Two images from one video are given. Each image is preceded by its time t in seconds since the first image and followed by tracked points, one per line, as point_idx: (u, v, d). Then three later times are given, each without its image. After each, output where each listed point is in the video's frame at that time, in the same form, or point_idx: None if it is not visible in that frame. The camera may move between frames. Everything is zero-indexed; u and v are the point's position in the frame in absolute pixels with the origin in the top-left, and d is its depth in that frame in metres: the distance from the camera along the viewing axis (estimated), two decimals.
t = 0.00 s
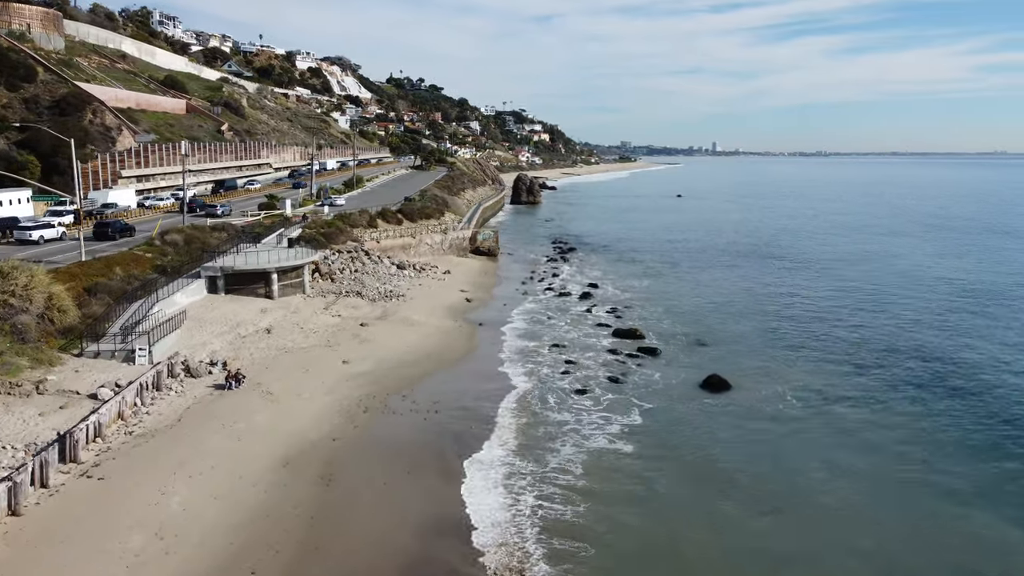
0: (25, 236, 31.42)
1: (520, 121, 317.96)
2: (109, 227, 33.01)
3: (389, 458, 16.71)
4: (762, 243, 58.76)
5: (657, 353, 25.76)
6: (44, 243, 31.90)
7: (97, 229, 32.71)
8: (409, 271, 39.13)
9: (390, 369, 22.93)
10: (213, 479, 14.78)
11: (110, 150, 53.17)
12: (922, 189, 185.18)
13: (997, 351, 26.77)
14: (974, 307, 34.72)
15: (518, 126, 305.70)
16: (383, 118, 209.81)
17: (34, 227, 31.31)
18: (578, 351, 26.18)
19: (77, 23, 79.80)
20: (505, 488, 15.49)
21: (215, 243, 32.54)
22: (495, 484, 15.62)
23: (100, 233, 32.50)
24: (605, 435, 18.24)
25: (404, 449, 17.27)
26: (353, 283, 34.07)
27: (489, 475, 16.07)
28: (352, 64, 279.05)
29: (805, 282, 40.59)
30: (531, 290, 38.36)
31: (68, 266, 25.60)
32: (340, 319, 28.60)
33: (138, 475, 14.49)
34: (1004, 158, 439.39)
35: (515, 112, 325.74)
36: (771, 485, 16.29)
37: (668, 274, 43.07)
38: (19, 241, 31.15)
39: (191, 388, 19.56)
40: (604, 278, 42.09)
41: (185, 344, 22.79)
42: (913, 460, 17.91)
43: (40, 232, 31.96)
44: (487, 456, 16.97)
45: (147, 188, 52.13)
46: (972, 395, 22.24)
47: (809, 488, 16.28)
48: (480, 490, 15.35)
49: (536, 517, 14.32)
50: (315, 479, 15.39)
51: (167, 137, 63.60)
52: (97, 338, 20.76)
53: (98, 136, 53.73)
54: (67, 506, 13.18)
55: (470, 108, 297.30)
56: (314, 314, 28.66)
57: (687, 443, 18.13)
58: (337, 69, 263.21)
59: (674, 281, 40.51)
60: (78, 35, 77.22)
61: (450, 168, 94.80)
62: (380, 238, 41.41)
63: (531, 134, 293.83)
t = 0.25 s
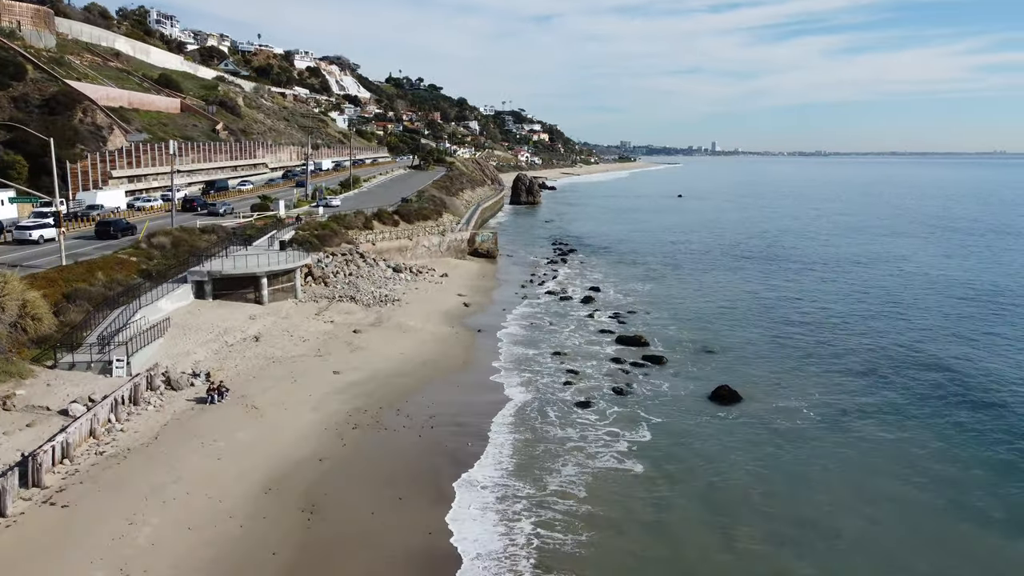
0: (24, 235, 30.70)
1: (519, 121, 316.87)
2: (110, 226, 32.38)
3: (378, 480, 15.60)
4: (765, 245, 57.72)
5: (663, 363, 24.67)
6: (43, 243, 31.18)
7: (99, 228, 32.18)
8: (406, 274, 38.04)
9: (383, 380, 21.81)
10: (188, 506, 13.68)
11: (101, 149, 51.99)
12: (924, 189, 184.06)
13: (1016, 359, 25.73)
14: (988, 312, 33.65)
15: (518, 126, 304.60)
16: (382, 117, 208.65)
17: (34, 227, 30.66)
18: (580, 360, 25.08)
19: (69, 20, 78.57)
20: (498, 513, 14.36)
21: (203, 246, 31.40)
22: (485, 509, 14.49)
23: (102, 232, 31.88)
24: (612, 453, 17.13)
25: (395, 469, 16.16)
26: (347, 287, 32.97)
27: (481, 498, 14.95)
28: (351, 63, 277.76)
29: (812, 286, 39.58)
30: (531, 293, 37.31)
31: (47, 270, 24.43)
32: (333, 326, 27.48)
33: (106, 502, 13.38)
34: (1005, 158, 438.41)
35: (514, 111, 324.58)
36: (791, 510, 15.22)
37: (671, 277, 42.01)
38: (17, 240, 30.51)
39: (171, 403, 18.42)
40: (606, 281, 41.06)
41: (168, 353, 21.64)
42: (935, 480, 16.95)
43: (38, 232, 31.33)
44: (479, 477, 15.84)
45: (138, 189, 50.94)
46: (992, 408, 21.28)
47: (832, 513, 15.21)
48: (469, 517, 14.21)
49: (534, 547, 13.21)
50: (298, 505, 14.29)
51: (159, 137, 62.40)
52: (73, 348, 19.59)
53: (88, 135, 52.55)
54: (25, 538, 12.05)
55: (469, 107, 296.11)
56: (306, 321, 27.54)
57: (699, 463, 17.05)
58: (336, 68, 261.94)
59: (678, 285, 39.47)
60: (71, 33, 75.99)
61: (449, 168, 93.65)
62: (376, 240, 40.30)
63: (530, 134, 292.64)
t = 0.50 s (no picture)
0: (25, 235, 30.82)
1: (519, 121, 315.80)
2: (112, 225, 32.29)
3: (366, 505, 14.47)
4: (770, 246, 56.66)
5: (670, 373, 23.59)
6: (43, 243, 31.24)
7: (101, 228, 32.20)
8: (402, 278, 36.95)
9: (375, 392, 20.67)
10: (156, 538, 12.56)
11: (91, 149, 50.91)
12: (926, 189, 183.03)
13: None
14: (1003, 317, 32.58)
15: (517, 126, 303.61)
16: (381, 117, 207.59)
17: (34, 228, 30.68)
18: (583, 370, 23.97)
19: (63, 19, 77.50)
20: (490, 544, 13.22)
21: (191, 250, 30.30)
22: (475, 540, 13.36)
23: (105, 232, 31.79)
24: (622, 475, 15.99)
25: (385, 492, 15.03)
26: (341, 292, 31.89)
27: (472, 527, 13.81)
28: (350, 63, 276.65)
29: (821, 289, 38.52)
30: (531, 297, 36.22)
31: (24, 276, 23.32)
32: (324, 333, 26.35)
33: (68, 533, 12.26)
34: (1005, 158, 437.48)
35: (514, 111, 323.62)
36: (814, 537, 14.12)
37: (675, 280, 40.91)
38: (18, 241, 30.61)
39: (148, 419, 17.30)
40: (609, 284, 39.98)
41: (149, 364, 20.51)
42: (965, 502, 15.87)
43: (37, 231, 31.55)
44: (471, 502, 14.70)
45: (129, 189, 49.85)
46: (1018, 421, 20.21)
47: (858, 541, 14.11)
48: (456, 549, 13.06)
49: None
50: (277, 536, 13.17)
51: (153, 136, 61.32)
52: (45, 360, 18.44)
53: (78, 135, 51.45)
54: None
55: (469, 107, 295.04)
56: (297, 327, 26.44)
57: (714, 485, 15.94)
58: (334, 68, 260.77)
59: (683, 288, 38.40)
60: (64, 31, 74.94)
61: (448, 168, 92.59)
62: (372, 243, 39.21)
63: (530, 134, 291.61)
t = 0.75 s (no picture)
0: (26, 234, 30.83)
1: (518, 121, 314.86)
2: (115, 224, 32.16)
3: (353, 535, 13.36)
4: (774, 248, 55.56)
5: (677, 383, 22.49)
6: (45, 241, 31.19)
7: (104, 228, 32.14)
8: (399, 282, 35.85)
9: (367, 406, 19.56)
10: None
11: (81, 148, 49.82)
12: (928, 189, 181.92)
13: None
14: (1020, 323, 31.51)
15: (517, 125, 302.54)
16: (380, 117, 206.50)
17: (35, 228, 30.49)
18: (585, 380, 22.85)
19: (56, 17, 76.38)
20: None
21: (179, 253, 29.18)
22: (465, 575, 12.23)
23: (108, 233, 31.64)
24: (632, 500, 14.86)
25: (374, 519, 13.94)
26: (335, 296, 30.79)
27: (463, 561, 12.68)
28: (349, 62, 275.47)
29: (829, 294, 37.41)
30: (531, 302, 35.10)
31: None
32: (316, 341, 25.23)
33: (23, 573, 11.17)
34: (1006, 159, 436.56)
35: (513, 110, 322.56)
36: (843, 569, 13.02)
37: (679, 284, 39.79)
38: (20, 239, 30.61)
39: (123, 438, 16.17)
40: (611, 288, 38.86)
41: (128, 376, 19.38)
42: (1001, 526, 14.78)
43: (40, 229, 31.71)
44: (462, 531, 13.61)
45: (120, 190, 48.76)
46: None
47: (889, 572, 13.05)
48: None
49: None
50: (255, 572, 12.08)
51: (145, 136, 60.21)
52: (16, 373, 17.31)
53: (68, 134, 50.36)
54: None
55: (468, 107, 293.98)
56: (287, 335, 25.33)
57: (732, 510, 14.85)
58: (333, 67, 259.51)
59: (687, 292, 37.32)
60: (56, 29, 73.89)
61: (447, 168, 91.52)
62: (367, 245, 38.11)
63: (530, 134, 290.58)
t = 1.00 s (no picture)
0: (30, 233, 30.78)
1: (518, 121, 313.84)
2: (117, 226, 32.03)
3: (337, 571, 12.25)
4: (779, 250, 54.41)
5: (685, 396, 21.38)
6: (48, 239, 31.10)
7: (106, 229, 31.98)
8: (395, 286, 34.70)
9: (358, 421, 18.46)
10: None
11: (71, 148, 48.70)
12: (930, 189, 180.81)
13: None
14: None
15: (516, 125, 301.38)
16: (379, 117, 205.29)
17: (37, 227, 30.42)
18: (588, 391, 21.75)
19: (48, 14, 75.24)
20: None
21: (165, 257, 28.06)
22: None
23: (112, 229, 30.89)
24: (642, 528, 13.76)
25: (361, 551, 12.84)
26: (328, 301, 29.68)
27: None
28: (347, 62, 274.23)
29: (838, 298, 36.28)
30: (531, 306, 33.96)
31: None
32: (306, 350, 24.10)
33: None
34: (1006, 159, 435.68)
35: (513, 110, 321.49)
36: None
37: (684, 287, 38.64)
38: (20, 239, 30.43)
39: (94, 459, 15.06)
40: (614, 292, 37.73)
41: (105, 389, 18.26)
42: None
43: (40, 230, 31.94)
44: (455, 565, 12.50)
45: (110, 191, 47.64)
46: None
47: None
48: None
49: None
50: None
51: (138, 136, 59.09)
52: None
53: (57, 134, 49.24)
54: None
55: (468, 106, 292.88)
56: (276, 344, 24.23)
57: (751, 538, 13.77)
58: (332, 67, 258.20)
59: (692, 296, 36.19)
60: (48, 27, 72.73)
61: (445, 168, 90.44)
62: (362, 248, 37.01)
63: (529, 133, 289.44)
